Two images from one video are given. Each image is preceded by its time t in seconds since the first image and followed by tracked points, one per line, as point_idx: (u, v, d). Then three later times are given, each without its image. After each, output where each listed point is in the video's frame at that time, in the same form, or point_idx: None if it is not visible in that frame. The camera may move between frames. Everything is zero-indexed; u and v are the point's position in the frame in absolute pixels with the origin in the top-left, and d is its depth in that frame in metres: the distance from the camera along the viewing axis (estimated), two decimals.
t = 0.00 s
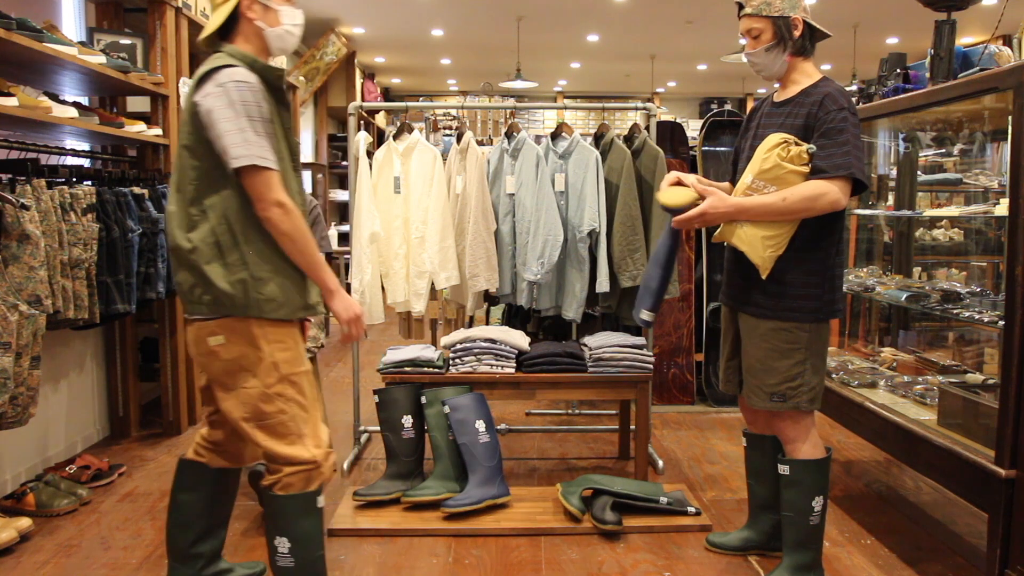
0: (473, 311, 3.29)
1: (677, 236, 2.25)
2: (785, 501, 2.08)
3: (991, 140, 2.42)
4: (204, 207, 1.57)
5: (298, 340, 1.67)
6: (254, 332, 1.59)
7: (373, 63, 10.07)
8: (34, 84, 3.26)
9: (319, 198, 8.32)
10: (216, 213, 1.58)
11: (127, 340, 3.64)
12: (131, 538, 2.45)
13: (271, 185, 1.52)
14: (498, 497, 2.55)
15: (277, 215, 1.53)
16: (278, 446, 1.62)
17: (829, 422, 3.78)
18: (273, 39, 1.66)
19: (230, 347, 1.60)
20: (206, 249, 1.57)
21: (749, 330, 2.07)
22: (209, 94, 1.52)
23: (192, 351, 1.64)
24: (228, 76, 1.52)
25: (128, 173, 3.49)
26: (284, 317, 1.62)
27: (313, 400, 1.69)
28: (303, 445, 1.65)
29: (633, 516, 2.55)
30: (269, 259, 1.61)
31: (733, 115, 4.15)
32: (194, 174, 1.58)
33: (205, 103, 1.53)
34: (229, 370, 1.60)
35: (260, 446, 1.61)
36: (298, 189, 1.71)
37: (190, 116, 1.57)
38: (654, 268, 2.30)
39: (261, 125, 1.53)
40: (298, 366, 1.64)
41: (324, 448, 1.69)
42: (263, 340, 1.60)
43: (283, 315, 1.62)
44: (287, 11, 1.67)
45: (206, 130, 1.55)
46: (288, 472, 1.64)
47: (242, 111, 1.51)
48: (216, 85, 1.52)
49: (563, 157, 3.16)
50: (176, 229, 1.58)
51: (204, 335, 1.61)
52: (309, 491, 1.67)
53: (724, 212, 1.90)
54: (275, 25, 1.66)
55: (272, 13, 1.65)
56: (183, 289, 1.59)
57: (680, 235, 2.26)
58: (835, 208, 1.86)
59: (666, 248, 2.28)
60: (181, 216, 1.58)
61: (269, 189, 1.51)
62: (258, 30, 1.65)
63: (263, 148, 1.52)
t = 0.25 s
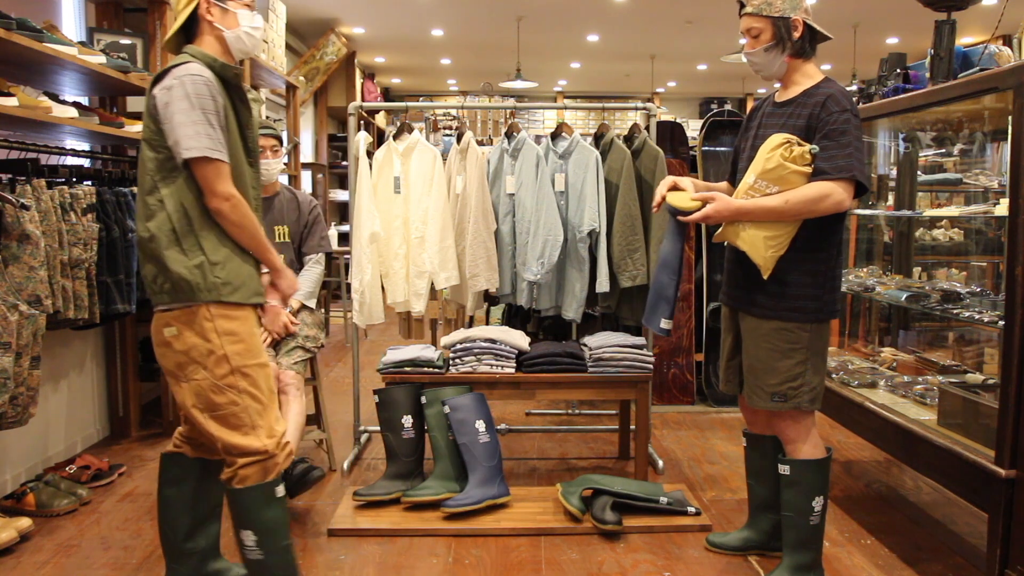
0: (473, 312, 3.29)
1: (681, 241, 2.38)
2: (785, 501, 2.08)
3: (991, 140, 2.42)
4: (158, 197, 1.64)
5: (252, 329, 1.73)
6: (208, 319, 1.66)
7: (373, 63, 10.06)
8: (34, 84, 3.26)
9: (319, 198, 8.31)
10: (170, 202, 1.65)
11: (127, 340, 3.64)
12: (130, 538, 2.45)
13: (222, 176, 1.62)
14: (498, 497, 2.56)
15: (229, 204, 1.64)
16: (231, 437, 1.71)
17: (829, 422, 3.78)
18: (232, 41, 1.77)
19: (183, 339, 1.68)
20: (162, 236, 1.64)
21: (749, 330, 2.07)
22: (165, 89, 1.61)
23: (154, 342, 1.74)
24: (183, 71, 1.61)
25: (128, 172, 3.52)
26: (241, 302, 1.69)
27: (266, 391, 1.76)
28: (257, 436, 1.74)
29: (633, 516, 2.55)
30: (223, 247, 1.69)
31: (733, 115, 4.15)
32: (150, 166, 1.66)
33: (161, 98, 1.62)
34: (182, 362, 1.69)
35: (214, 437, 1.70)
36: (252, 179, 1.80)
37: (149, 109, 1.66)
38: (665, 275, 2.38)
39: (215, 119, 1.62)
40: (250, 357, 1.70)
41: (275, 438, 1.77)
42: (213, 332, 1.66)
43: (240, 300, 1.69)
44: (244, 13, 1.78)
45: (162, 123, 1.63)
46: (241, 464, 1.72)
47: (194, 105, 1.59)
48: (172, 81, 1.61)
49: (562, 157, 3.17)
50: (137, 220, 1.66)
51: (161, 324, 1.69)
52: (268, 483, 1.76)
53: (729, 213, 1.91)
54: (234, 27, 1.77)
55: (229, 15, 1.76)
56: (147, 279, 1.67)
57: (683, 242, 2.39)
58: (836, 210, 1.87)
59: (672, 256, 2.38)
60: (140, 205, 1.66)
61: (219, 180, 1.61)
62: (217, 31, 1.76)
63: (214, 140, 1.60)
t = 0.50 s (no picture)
0: (473, 312, 3.29)
1: (678, 258, 2.29)
2: (784, 502, 2.08)
3: (991, 140, 2.42)
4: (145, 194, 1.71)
5: (234, 326, 1.77)
6: (191, 316, 1.71)
7: (373, 63, 10.06)
8: (34, 84, 3.26)
9: (319, 198, 8.31)
10: (156, 198, 1.71)
11: (127, 341, 3.64)
12: (130, 538, 2.45)
13: (204, 170, 1.68)
14: (498, 497, 2.56)
15: (211, 198, 1.69)
16: (207, 436, 1.76)
17: (829, 422, 3.78)
18: (216, 46, 1.81)
19: (163, 337, 1.73)
20: (148, 231, 1.70)
21: (749, 330, 2.07)
22: (149, 87, 1.68)
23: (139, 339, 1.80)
24: (165, 69, 1.67)
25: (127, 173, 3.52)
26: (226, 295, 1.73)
27: (246, 392, 1.79)
28: (233, 437, 1.78)
29: (633, 516, 2.55)
30: (208, 241, 1.74)
31: (733, 115, 4.15)
32: (137, 164, 1.72)
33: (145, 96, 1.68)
34: (162, 359, 1.74)
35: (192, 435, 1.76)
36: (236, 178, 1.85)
37: (135, 109, 1.73)
38: (660, 291, 2.29)
39: (197, 114, 1.68)
40: (228, 358, 1.75)
41: (252, 440, 1.82)
42: (193, 331, 1.71)
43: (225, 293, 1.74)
44: (229, 20, 1.82)
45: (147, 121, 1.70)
46: (216, 464, 1.79)
47: (176, 100, 1.65)
48: (155, 79, 1.67)
49: (562, 157, 3.17)
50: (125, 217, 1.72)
51: (146, 321, 1.75)
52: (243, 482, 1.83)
53: (732, 213, 1.91)
54: (219, 33, 1.81)
55: (214, 22, 1.80)
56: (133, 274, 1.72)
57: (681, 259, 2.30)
58: (835, 210, 1.87)
59: (669, 272, 2.29)
60: (127, 202, 1.73)
61: (202, 174, 1.67)
62: (203, 37, 1.81)
63: (195, 134, 1.66)
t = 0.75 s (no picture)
0: (473, 312, 3.29)
1: (679, 256, 2.33)
2: (785, 502, 2.08)
3: (991, 140, 2.42)
4: (139, 192, 1.71)
5: (229, 325, 1.78)
6: (187, 314, 1.72)
7: (372, 63, 10.06)
8: (34, 84, 3.26)
9: (319, 198, 8.31)
10: (149, 196, 1.71)
11: (128, 340, 3.64)
12: (131, 538, 2.45)
13: (197, 168, 1.68)
14: (498, 497, 2.56)
15: (204, 194, 1.69)
16: (206, 434, 1.77)
17: (829, 422, 3.78)
18: (212, 50, 1.82)
19: (159, 336, 1.74)
20: (142, 230, 1.71)
21: (749, 330, 2.07)
22: (142, 87, 1.68)
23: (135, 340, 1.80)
24: (157, 68, 1.68)
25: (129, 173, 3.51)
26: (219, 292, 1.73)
27: (243, 389, 1.81)
28: (231, 435, 1.79)
29: (634, 516, 2.55)
30: (202, 239, 1.75)
31: (733, 115, 4.15)
32: (131, 163, 1.72)
33: (140, 94, 1.69)
34: (159, 359, 1.75)
35: (190, 432, 1.76)
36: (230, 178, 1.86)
37: (127, 109, 1.73)
38: (662, 290, 2.34)
39: (190, 113, 1.68)
40: (225, 357, 1.76)
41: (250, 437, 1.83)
42: (190, 330, 1.72)
43: (219, 290, 1.74)
44: (226, 25, 1.82)
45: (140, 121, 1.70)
46: (215, 461, 1.80)
47: (169, 98, 1.66)
48: (149, 78, 1.67)
49: (562, 157, 3.17)
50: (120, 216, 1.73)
51: (142, 320, 1.75)
52: (241, 482, 1.84)
53: (735, 212, 1.91)
54: (215, 37, 1.82)
55: (211, 26, 1.81)
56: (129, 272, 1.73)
57: (681, 256, 2.34)
58: (836, 211, 1.86)
59: (670, 269, 2.33)
60: (121, 202, 1.73)
61: (196, 171, 1.67)
62: (200, 42, 1.81)
63: (188, 133, 1.66)
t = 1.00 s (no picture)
0: (473, 311, 3.29)
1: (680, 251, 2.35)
2: (784, 502, 2.08)
3: (991, 140, 2.42)
4: (135, 196, 1.70)
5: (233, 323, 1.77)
6: (187, 314, 1.70)
7: (372, 63, 10.06)
8: (34, 84, 3.26)
9: (319, 198, 8.31)
10: (146, 200, 1.70)
11: (127, 340, 3.64)
12: (131, 538, 2.45)
13: (194, 172, 1.68)
14: (498, 497, 2.56)
15: (200, 198, 1.69)
16: (218, 432, 1.76)
17: (829, 422, 3.78)
18: (208, 55, 1.81)
19: (165, 340, 1.73)
20: (140, 234, 1.70)
21: (749, 330, 2.07)
22: (137, 93, 1.68)
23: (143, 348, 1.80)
24: (151, 74, 1.68)
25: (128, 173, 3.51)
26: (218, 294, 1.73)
27: (252, 384, 1.79)
28: (243, 431, 1.78)
29: (634, 516, 2.55)
30: (201, 241, 1.75)
31: (733, 115, 4.15)
32: (126, 168, 1.72)
33: (133, 102, 1.69)
34: (168, 362, 1.75)
35: (204, 432, 1.76)
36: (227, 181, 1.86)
37: (122, 115, 1.73)
38: (662, 284, 2.37)
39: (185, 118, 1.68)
40: (231, 353, 1.74)
41: (263, 431, 1.82)
42: (192, 331, 1.71)
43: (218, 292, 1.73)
44: (223, 30, 1.82)
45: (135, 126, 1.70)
46: (230, 458, 1.78)
47: (163, 105, 1.65)
48: (142, 85, 1.67)
49: (562, 157, 3.17)
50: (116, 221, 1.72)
51: (145, 324, 1.75)
52: (257, 477, 1.82)
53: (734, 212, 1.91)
54: (212, 42, 1.81)
55: (208, 31, 1.81)
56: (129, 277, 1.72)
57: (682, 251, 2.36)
58: (835, 211, 1.86)
59: (670, 264, 2.36)
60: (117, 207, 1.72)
61: (192, 177, 1.68)
62: (196, 46, 1.81)
63: (184, 138, 1.66)
